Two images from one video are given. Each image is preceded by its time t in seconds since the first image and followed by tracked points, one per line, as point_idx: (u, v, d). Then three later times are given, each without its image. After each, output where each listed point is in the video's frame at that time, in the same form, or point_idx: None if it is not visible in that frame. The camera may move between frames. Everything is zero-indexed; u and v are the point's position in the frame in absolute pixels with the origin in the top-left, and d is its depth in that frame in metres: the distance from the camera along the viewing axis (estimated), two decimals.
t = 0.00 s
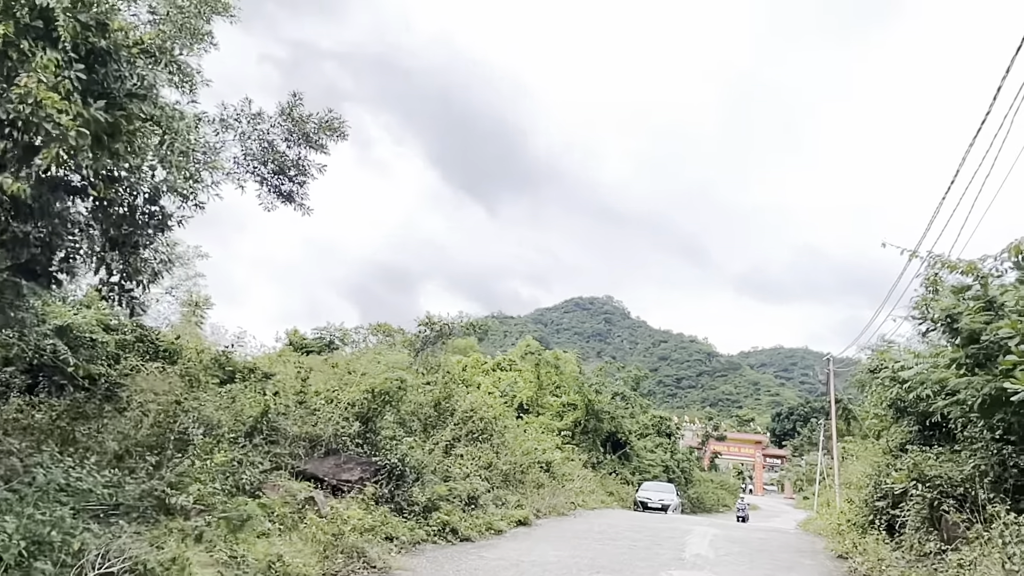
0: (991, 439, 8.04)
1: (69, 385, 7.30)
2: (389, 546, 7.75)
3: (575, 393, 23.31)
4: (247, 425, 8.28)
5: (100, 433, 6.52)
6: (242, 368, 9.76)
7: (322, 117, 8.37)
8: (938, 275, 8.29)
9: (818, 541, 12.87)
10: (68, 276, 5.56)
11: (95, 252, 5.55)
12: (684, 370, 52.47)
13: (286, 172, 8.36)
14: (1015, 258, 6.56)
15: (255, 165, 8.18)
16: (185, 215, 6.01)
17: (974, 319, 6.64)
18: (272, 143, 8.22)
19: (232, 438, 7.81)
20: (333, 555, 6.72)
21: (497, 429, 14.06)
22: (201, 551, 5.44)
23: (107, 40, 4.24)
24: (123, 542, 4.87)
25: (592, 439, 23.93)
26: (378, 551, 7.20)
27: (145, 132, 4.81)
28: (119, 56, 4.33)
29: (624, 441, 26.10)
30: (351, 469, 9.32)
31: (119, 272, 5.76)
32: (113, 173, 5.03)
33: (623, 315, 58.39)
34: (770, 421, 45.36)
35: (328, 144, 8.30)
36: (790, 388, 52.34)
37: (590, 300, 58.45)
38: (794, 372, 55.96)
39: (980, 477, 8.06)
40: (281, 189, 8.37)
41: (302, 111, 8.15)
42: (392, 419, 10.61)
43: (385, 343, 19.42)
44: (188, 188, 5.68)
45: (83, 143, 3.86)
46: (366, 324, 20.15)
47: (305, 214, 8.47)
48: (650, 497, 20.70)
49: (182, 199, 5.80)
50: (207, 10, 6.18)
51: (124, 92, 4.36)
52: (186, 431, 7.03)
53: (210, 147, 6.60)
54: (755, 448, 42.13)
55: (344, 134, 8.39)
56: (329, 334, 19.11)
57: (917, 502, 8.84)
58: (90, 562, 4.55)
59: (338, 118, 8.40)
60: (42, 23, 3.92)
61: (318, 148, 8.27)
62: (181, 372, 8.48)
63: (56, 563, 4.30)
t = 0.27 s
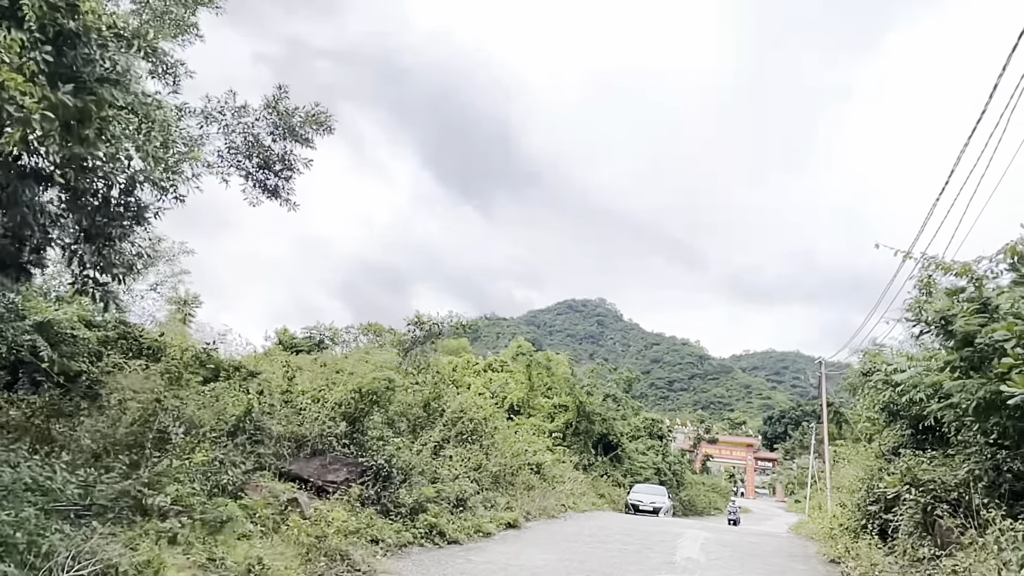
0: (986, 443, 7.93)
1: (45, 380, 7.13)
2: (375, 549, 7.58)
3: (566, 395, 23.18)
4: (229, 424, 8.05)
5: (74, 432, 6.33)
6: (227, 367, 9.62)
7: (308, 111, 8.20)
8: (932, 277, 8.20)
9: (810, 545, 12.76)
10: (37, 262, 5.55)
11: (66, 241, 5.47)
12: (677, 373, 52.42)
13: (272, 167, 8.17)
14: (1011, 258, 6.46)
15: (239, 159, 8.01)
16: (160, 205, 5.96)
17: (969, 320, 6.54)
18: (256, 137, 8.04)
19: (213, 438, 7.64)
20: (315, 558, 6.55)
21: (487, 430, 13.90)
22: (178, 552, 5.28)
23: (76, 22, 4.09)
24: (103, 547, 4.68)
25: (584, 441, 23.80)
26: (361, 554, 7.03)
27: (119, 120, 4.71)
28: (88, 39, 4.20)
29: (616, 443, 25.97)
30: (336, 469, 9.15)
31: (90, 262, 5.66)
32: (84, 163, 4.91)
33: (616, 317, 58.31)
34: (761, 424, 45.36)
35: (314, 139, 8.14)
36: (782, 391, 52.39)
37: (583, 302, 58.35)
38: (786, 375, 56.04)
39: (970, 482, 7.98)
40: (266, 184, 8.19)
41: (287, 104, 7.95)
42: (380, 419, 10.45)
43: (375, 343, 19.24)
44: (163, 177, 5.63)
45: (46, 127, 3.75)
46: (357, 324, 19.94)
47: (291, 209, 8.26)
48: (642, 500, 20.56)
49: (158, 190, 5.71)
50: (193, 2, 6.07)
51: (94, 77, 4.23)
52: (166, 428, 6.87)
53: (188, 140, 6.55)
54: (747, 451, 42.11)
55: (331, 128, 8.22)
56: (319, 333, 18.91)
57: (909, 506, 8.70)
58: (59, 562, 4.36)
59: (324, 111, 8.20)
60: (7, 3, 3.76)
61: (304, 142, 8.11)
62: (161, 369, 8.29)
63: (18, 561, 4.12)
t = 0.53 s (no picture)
0: (982, 438, 7.84)
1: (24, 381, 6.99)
2: (363, 551, 7.45)
3: (559, 393, 23.11)
4: (213, 426, 7.91)
5: (53, 434, 6.19)
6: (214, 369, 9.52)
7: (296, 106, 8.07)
8: (928, 270, 8.17)
9: (802, 543, 12.71)
10: (12, 259, 5.41)
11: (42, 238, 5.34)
12: (670, 371, 52.43)
13: (259, 163, 8.04)
14: (1010, 250, 6.41)
15: (225, 155, 7.89)
16: (140, 202, 5.84)
17: (968, 313, 6.49)
18: (244, 133, 7.92)
19: (198, 439, 7.51)
20: (300, 561, 6.42)
21: (479, 429, 13.81)
22: (153, 557, 5.17)
23: (46, 9, 3.95)
24: (74, 552, 4.58)
25: (577, 440, 23.71)
26: (348, 557, 6.91)
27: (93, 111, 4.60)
28: (59, 27, 4.05)
29: (609, 442, 25.91)
30: (324, 470, 9.04)
31: (66, 259, 5.52)
32: (59, 156, 4.77)
33: (609, 316, 58.30)
34: (755, 421, 45.44)
35: (303, 134, 8.01)
36: (775, 389, 52.48)
37: (576, 300, 58.32)
38: (778, 373, 56.16)
39: (966, 478, 7.94)
40: (254, 180, 8.07)
41: (275, 99, 7.83)
42: (370, 419, 10.35)
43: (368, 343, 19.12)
44: (141, 172, 5.51)
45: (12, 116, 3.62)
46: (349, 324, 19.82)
47: (279, 206, 8.13)
48: (635, 498, 20.50)
49: (137, 185, 5.57)
50: None
51: (66, 67, 4.10)
52: (148, 431, 6.75)
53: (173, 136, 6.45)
54: (741, 448, 42.15)
55: (319, 123, 8.09)
56: (311, 332, 18.78)
57: (905, 502, 8.66)
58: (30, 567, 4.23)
59: (313, 106, 8.07)
60: None
61: (292, 138, 7.98)
62: (145, 370, 8.17)
63: None
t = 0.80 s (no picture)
0: (981, 433, 7.79)
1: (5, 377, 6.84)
2: (352, 549, 7.31)
3: (555, 389, 23.01)
4: (201, 421, 7.76)
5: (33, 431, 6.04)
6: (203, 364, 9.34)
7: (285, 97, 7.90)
8: (929, 264, 8.09)
9: (798, 539, 12.62)
10: None
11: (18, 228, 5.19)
12: (666, 367, 52.40)
13: (247, 154, 7.88)
14: (1013, 243, 6.31)
15: (213, 146, 7.72)
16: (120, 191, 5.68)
17: (969, 306, 6.39)
18: (231, 123, 7.75)
19: (185, 436, 7.36)
20: (286, 559, 6.28)
21: (473, 425, 13.69)
22: (136, 555, 5.03)
23: None
24: (51, 554, 4.44)
25: (572, 435, 23.58)
26: (337, 555, 6.78)
27: (69, 97, 4.43)
28: (30, 8, 3.91)
29: (605, 438, 25.82)
30: (314, 467, 8.90)
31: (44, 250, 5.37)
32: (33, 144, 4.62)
33: (605, 312, 58.23)
34: (750, 417, 45.44)
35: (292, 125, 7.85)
36: (770, 385, 52.51)
37: (572, 296, 58.24)
38: (774, 369, 56.21)
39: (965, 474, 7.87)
40: (242, 172, 7.91)
41: (263, 89, 7.66)
42: (362, 415, 10.22)
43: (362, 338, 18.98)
44: (121, 161, 5.36)
45: None
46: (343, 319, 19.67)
47: (268, 198, 7.96)
48: (630, 494, 20.41)
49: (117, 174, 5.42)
50: None
51: (38, 49, 3.95)
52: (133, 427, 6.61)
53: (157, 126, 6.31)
54: (736, 444, 42.14)
55: (308, 114, 7.92)
56: (304, 328, 18.62)
57: (903, 498, 8.57)
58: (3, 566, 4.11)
59: (302, 97, 7.91)
60: None
61: (281, 129, 7.82)
62: (132, 365, 8.02)
63: None
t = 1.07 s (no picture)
0: (980, 425, 7.70)
1: None
2: (341, 542, 7.19)
3: (550, 380, 22.92)
4: (187, 413, 7.61)
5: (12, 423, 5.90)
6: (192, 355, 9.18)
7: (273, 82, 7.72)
8: (927, 253, 7.97)
9: (794, 531, 12.56)
10: None
11: None
12: (662, 358, 52.40)
13: (234, 140, 7.70)
14: (1014, 231, 6.19)
15: (199, 131, 7.54)
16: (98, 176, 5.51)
17: (969, 296, 6.28)
18: (217, 108, 7.57)
19: (170, 427, 7.22)
20: (273, 553, 6.15)
21: (467, 417, 13.57)
22: (115, 549, 4.90)
23: None
24: (27, 548, 4.28)
25: (568, 427, 23.50)
26: (325, 548, 6.65)
27: (42, 78, 4.24)
28: None
29: (600, 429, 25.77)
30: (304, 459, 8.77)
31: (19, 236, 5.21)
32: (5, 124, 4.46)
33: (601, 304, 58.18)
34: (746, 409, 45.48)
35: (280, 110, 7.67)
36: (766, 376, 52.57)
37: (568, 288, 58.15)
38: (769, 361, 56.29)
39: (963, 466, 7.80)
40: (228, 158, 7.73)
41: (249, 73, 7.47)
42: (354, 407, 10.09)
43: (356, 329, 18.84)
44: (100, 144, 5.19)
45: None
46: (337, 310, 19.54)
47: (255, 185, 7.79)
48: (625, 486, 20.36)
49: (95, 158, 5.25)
50: None
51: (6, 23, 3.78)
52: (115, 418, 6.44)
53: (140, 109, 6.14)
54: (731, 435, 42.18)
55: (296, 99, 7.74)
56: (298, 318, 18.47)
57: (900, 491, 8.48)
58: None
59: (289, 81, 7.72)
60: None
61: (269, 114, 7.64)
62: (118, 356, 7.85)
63: None
